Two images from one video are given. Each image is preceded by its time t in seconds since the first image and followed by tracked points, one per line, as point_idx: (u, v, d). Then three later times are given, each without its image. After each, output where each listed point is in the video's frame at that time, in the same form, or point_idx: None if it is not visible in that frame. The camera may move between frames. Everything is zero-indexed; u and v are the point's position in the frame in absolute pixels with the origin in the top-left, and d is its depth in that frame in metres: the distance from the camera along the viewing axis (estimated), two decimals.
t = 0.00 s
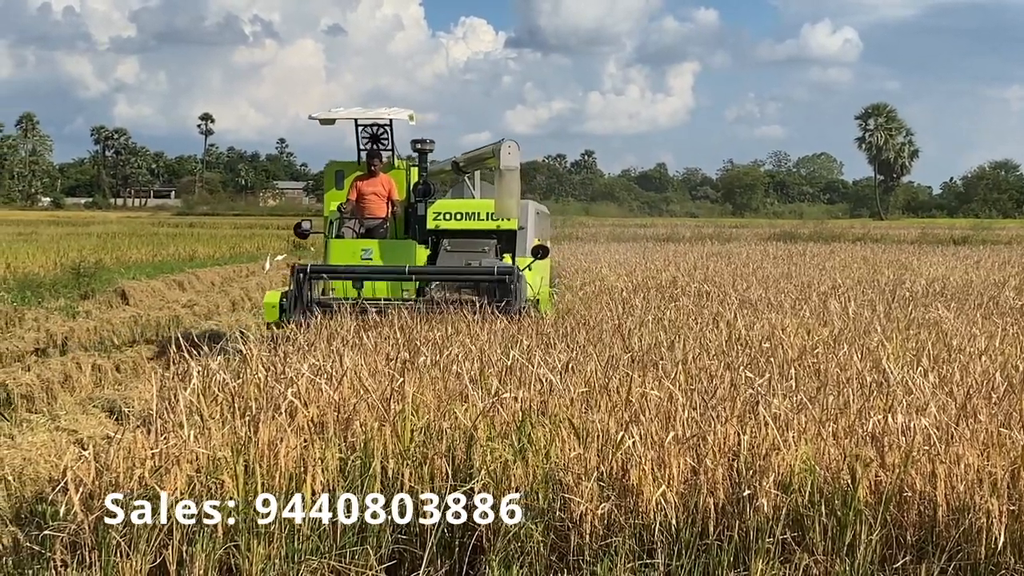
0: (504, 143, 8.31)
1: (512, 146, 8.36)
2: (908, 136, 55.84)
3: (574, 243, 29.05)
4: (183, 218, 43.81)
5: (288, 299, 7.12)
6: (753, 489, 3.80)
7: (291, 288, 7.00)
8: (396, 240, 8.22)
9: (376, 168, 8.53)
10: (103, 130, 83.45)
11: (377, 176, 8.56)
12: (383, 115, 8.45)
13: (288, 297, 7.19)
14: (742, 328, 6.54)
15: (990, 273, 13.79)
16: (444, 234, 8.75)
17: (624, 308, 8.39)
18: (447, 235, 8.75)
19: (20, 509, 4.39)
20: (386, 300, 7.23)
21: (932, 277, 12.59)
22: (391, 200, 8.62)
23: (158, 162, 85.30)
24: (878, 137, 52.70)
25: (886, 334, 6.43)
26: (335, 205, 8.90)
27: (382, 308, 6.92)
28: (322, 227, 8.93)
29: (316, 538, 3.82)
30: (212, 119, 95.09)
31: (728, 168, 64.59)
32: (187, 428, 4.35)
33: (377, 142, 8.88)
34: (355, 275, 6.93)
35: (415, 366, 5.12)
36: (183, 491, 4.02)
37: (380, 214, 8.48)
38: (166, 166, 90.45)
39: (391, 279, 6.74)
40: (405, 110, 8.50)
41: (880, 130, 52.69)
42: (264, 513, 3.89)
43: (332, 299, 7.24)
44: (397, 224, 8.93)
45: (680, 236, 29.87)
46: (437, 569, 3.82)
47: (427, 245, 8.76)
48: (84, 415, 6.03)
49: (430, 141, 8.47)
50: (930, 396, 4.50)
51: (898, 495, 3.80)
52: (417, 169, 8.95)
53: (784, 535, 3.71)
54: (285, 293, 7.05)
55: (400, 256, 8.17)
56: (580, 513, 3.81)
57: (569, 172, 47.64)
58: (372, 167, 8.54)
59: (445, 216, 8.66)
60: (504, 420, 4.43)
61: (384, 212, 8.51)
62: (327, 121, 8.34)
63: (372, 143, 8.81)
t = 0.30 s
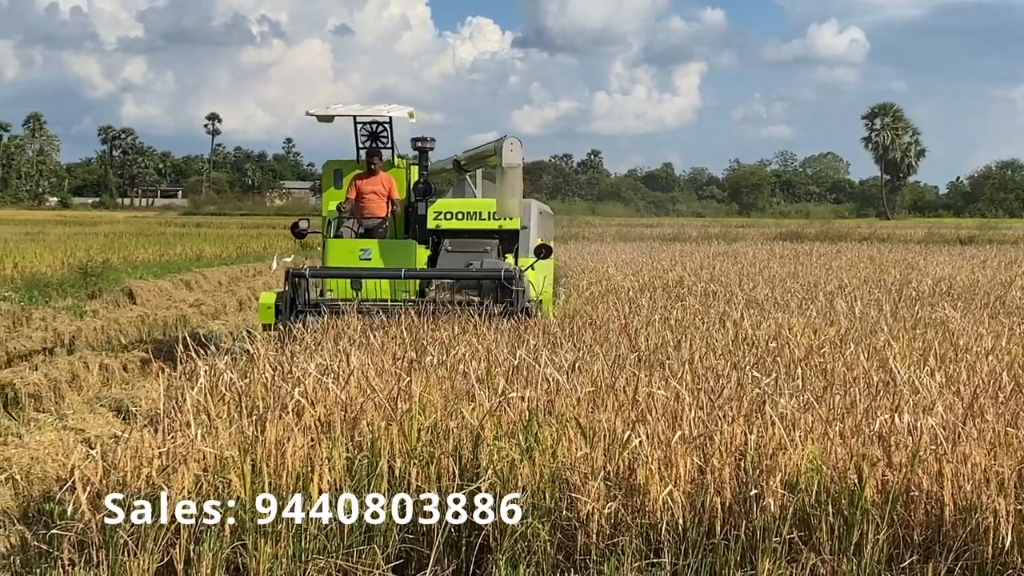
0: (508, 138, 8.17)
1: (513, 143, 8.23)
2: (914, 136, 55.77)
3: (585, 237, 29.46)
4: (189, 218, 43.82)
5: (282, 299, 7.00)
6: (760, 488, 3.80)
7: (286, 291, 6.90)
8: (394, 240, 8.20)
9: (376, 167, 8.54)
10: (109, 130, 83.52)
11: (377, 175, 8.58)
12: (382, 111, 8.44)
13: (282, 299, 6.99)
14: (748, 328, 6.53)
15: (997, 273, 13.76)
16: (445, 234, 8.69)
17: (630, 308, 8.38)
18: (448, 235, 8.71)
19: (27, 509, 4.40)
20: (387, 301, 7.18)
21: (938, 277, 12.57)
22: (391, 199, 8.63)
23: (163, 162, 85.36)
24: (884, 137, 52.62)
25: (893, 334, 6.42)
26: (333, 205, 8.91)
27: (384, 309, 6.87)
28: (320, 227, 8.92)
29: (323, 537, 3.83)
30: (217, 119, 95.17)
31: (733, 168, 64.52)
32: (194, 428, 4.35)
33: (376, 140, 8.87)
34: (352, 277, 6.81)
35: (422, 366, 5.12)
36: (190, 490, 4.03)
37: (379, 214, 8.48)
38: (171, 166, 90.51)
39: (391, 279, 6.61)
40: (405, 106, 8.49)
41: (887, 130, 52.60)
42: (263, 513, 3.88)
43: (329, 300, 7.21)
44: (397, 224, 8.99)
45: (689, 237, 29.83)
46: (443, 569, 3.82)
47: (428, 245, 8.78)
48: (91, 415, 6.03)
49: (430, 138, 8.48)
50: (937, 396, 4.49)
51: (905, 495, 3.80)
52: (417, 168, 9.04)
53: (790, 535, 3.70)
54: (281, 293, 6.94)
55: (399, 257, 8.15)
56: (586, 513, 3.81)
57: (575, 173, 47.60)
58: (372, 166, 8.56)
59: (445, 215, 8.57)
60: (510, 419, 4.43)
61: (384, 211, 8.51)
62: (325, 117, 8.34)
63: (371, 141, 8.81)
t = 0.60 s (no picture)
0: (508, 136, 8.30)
1: (514, 139, 8.32)
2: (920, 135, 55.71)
3: (589, 239, 28.88)
4: (194, 217, 43.87)
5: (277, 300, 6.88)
6: (767, 487, 3.81)
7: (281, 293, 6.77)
8: (393, 240, 8.18)
9: (375, 165, 8.49)
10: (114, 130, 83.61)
11: (376, 172, 8.52)
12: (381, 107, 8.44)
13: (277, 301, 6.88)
14: (755, 327, 6.53)
15: (1004, 272, 13.74)
16: (445, 232, 8.55)
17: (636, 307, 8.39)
18: (448, 234, 8.58)
19: (35, 507, 4.41)
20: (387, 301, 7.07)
21: (945, 277, 12.56)
22: (390, 197, 8.57)
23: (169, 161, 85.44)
24: (890, 136, 52.55)
25: (900, 333, 6.41)
26: (331, 203, 8.93)
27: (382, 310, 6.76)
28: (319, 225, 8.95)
29: (330, 536, 3.84)
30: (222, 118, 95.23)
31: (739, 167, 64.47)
32: (202, 426, 4.37)
33: (375, 137, 8.85)
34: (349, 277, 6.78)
35: (429, 365, 5.13)
36: (197, 489, 4.02)
37: (377, 213, 8.44)
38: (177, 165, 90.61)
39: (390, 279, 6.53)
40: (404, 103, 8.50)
41: (892, 129, 52.54)
42: (263, 513, 3.90)
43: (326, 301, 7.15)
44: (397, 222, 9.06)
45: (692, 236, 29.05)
46: (449, 568, 3.82)
47: (428, 244, 8.74)
48: (99, 414, 6.05)
49: (431, 136, 8.48)
50: (944, 396, 4.49)
51: (912, 494, 3.80)
52: (416, 165, 9.08)
53: (797, 534, 3.70)
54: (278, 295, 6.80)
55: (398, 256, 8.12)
56: (593, 511, 3.81)
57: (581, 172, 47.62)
58: (371, 164, 8.50)
59: (446, 214, 8.44)
60: (517, 418, 4.44)
61: (382, 211, 8.47)
62: (322, 112, 8.34)
63: (370, 138, 8.80)
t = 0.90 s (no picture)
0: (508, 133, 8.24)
1: (515, 137, 8.25)
2: (925, 135, 55.69)
3: (596, 237, 28.80)
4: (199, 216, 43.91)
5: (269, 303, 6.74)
6: (773, 486, 3.81)
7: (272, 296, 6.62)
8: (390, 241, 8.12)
9: (372, 163, 8.38)
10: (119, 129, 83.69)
11: (373, 171, 8.42)
12: (378, 104, 8.43)
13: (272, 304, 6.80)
14: (761, 326, 6.53)
15: (1010, 271, 13.76)
16: (445, 232, 8.48)
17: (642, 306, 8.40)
18: (448, 234, 8.51)
19: (42, 505, 4.42)
20: (384, 304, 6.98)
21: (951, 276, 12.57)
22: (387, 195, 8.47)
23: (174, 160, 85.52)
24: (895, 135, 52.52)
25: (906, 332, 6.41)
26: (329, 202, 8.89)
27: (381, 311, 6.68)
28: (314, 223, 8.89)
29: (336, 535, 3.87)
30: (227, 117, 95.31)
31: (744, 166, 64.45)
32: (208, 425, 4.38)
33: (372, 134, 8.80)
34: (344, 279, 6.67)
35: (435, 364, 5.13)
36: (204, 487, 4.03)
37: (375, 212, 8.35)
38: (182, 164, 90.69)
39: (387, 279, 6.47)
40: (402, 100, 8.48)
41: (897, 128, 52.55)
42: (270, 514, 3.90)
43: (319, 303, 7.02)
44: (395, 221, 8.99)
45: (699, 236, 28.78)
46: (455, 567, 3.85)
47: (426, 244, 8.67)
48: (105, 412, 6.06)
49: (430, 133, 8.49)
50: (950, 395, 4.49)
51: (918, 493, 3.80)
52: (415, 163, 9.04)
53: (803, 533, 3.71)
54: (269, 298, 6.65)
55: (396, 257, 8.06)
56: (599, 510, 3.82)
57: (586, 171, 47.63)
58: (367, 162, 8.39)
59: (444, 213, 8.37)
60: (523, 417, 4.43)
61: (380, 210, 8.39)
62: (319, 111, 8.35)
63: (368, 135, 8.76)
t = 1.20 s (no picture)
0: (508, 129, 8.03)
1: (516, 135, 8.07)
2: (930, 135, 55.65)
3: (599, 237, 28.52)
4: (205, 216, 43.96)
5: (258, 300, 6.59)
6: (778, 486, 3.80)
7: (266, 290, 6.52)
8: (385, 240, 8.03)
9: (368, 162, 8.39)
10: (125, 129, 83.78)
11: (369, 169, 8.44)
12: (375, 101, 8.42)
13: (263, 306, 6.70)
14: (766, 325, 6.53)
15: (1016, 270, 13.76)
16: (443, 232, 8.42)
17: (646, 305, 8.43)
18: (447, 234, 8.44)
19: (48, 504, 4.44)
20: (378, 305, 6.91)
21: (957, 275, 12.57)
22: (383, 194, 8.49)
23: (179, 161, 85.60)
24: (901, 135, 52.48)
25: (911, 331, 6.41)
26: (324, 201, 8.80)
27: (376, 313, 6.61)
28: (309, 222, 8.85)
29: (342, 533, 3.89)
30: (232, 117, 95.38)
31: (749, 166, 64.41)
32: (213, 423, 4.39)
33: (369, 131, 8.78)
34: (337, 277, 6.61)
35: (440, 363, 5.13)
36: (209, 485, 4.03)
37: (371, 211, 8.37)
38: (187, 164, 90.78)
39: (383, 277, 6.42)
40: (399, 96, 8.46)
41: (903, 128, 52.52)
42: (276, 512, 3.92)
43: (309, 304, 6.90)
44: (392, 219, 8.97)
45: (705, 237, 28.63)
46: (460, 566, 3.86)
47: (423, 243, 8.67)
48: (111, 411, 6.07)
49: (429, 130, 8.49)
50: (955, 395, 4.49)
51: (924, 493, 3.79)
52: (412, 161, 9.04)
53: (808, 532, 3.72)
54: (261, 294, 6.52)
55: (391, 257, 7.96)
56: (604, 509, 3.81)
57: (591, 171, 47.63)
58: (364, 161, 8.40)
59: (443, 213, 8.31)
60: (528, 416, 4.43)
61: (376, 209, 8.41)
62: (314, 107, 8.35)
63: (365, 132, 8.75)
